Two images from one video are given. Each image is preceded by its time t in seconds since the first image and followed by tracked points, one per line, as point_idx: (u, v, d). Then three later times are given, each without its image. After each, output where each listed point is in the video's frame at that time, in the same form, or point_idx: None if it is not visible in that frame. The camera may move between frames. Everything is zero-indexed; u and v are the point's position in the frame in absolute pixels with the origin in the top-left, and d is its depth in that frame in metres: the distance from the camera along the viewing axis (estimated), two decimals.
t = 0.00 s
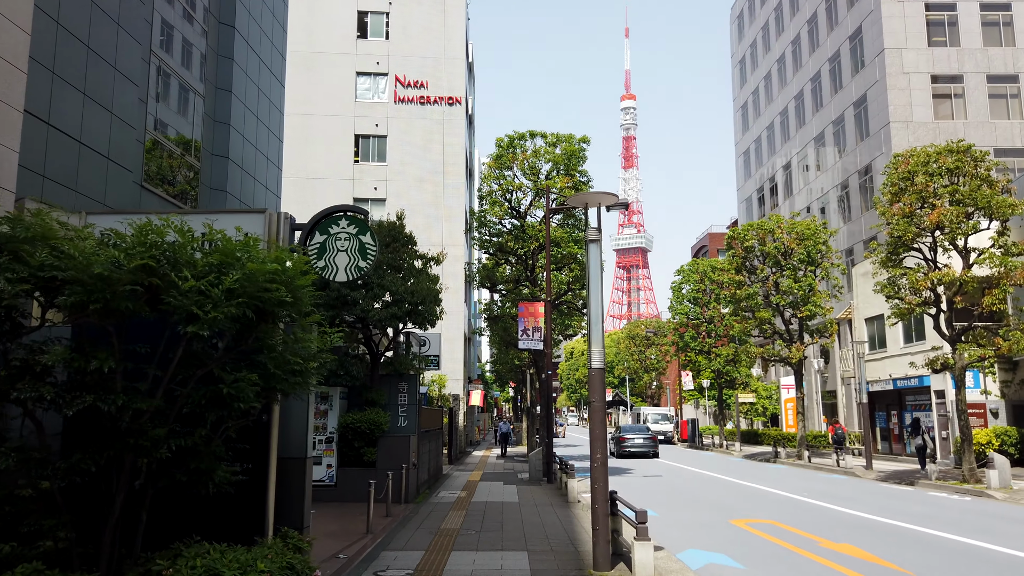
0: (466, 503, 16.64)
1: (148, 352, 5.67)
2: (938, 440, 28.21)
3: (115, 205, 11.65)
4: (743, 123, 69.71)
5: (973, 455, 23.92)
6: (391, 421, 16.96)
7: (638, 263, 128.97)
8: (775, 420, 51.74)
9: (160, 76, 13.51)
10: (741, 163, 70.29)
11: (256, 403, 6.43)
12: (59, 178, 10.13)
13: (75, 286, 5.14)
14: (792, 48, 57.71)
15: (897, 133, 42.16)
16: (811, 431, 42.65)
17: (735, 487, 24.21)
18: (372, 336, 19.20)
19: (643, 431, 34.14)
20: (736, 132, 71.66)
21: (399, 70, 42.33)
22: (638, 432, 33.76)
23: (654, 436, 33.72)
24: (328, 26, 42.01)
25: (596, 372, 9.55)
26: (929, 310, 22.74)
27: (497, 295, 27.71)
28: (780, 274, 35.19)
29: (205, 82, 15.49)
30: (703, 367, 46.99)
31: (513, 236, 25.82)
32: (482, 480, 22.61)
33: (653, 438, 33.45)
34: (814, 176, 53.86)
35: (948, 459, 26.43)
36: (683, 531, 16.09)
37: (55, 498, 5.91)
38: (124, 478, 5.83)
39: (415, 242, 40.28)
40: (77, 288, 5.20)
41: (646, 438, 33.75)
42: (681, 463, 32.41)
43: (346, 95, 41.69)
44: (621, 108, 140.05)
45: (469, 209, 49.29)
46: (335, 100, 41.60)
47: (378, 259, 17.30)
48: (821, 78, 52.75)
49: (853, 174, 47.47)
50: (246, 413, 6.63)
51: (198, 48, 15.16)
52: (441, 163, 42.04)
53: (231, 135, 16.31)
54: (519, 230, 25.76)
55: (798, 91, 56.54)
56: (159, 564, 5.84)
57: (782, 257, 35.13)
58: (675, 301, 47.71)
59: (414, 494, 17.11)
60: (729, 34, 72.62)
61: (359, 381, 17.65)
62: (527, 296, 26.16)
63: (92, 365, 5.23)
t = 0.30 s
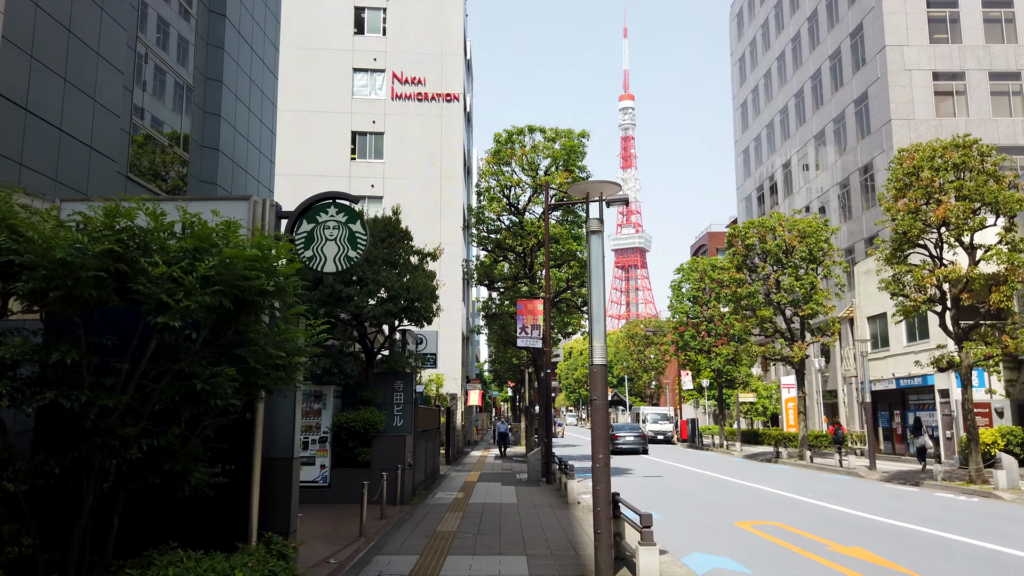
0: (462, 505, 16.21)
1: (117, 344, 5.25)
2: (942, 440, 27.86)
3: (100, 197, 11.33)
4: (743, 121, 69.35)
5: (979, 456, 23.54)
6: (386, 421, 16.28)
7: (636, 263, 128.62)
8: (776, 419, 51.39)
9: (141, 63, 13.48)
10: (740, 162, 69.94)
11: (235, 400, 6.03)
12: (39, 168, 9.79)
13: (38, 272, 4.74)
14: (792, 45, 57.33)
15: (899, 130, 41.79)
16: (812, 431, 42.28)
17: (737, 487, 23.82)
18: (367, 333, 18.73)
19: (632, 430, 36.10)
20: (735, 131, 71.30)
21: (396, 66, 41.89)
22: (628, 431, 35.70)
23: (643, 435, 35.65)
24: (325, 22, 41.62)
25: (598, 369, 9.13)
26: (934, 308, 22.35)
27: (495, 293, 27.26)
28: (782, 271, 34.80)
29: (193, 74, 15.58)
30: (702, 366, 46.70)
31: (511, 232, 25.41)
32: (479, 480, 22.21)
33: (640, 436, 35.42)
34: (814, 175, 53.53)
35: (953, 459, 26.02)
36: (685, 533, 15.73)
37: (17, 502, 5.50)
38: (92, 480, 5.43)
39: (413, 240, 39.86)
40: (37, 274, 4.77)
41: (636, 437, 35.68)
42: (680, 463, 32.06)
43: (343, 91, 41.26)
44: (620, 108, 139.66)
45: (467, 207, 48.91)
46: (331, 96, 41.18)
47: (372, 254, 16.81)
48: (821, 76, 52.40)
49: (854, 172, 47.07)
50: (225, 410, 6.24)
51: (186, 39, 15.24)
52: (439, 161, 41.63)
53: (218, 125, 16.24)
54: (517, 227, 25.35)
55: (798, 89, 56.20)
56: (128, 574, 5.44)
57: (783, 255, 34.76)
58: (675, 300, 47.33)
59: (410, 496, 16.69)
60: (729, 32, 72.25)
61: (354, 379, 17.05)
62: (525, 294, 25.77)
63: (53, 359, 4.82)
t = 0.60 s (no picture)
0: (461, 508, 15.79)
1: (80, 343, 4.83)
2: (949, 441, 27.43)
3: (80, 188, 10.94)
4: (744, 119, 68.90)
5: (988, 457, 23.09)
6: (382, 422, 16.17)
7: (636, 263, 128.19)
8: (778, 420, 50.97)
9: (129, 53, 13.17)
10: (741, 161, 69.52)
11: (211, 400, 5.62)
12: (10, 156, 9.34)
13: None
14: (794, 43, 56.92)
15: (903, 127, 41.36)
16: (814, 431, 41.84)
17: (740, 489, 23.40)
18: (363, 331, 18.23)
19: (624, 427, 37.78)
20: (736, 129, 70.87)
21: (395, 63, 41.44)
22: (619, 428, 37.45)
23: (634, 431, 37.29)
24: (323, 18, 41.22)
25: (601, 368, 8.69)
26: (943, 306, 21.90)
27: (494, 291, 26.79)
28: (785, 270, 34.35)
29: (183, 65, 15.35)
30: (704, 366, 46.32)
31: (510, 230, 24.98)
32: (478, 483, 21.78)
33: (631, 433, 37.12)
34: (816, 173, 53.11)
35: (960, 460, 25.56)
36: (691, 537, 15.34)
37: None
38: (54, 491, 5.00)
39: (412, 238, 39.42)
40: None
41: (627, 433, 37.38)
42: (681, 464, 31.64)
43: (341, 88, 40.83)
44: (620, 108, 139.21)
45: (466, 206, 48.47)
46: (329, 93, 40.72)
47: (366, 251, 16.35)
48: (824, 73, 51.97)
49: (856, 170, 46.64)
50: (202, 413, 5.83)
51: (177, 30, 15.01)
52: (438, 158, 41.20)
53: (208, 116, 15.94)
54: (517, 224, 24.94)
55: (800, 87, 55.77)
56: None
57: (787, 253, 34.30)
58: (676, 299, 46.86)
59: (407, 500, 16.16)
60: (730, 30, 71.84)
61: (348, 380, 16.21)
62: (525, 292, 25.33)
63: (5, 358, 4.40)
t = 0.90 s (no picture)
0: (456, 511, 15.36)
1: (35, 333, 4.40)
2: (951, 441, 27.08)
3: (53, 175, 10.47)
4: (742, 118, 68.53)
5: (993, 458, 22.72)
6: (375, 421, 15.69)
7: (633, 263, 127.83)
8: (776, 419, 50.59)
9: (111, 41, 12.94)
10: (740, 160, 69.16)
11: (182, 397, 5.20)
12: None
13: None
14: (793, 40, 56.56)
15: (903, 125, 41.03)
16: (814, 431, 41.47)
17: (741, 490, 23.00)
18: (356, 329, 17.71)
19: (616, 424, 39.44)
20: (735, 127, 70.50)
21: (391, 58, 40.97)
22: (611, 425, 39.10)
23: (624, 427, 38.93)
24: (318, 14, 40.76)
25: (602, 365, 8.27)
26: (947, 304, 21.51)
27: (491, 289, 26.34)
28: (785, 268, 33.96)
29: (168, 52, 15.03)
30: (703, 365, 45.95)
31: (508, 227, 24.57)
32: (474, 484, 21.37)
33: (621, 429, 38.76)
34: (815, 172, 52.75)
35: (964, 460, 25.20)
36: (694, 539, 14.92)
37: None
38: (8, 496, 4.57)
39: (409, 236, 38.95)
40: None
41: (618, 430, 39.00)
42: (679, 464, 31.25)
43: (336, 85, 40.36)
44: (618, 107, 138.83)
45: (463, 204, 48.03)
46: (324, 89, 40.25)
47: (359, 245, 15.82)
48: (823, 71, 51.60)
49: (856, 168, 46.30)
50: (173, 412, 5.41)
51: (161, 17, 14.69)
52: (435, 155, 40.74)
53: (196, 107, 15.66)
54: (514, 221, 24.52)
55: (799, 85, 55.42)
56: None
57: (787, 251, 33.91)
58: (675, 298, 46.42)
59: (401, 502, 15.79)
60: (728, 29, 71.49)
61: (341, 378, 15.79)
62: (522, 290, 24.89)
63: None
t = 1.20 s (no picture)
0: (448, 512, 14.94)
1: None
2: (952, 440, 26.76)
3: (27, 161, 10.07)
4: (739, 116, 68.17)
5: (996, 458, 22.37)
6: (366, 420, 15.26)
7: (629, 262, 127.58)
8: (773, 419, 50.25)
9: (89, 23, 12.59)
10: (736, 158, 68.77)
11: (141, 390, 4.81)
12: None
13: None
14: (790, 38, 56.27)
15: (901, 122, 40.70)
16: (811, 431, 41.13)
17: (739, 490, 22.61)
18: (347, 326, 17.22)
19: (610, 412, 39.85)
20: (731, 125, 70.15)
21: (385, 54, 40.52)
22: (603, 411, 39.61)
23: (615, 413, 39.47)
24: (311, 8, 40.32)
25: (599, 361, 7.85)
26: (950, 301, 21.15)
27: (486, 286, 25.90)
28: (784, 266, 33.58)
29: (150, 39, 14.63)
30: (699, 364, 45.59)
31: (503, 223, 24.16)
32: (468, 485, 20.95)
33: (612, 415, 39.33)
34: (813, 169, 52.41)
35: (964, 460, 24.86)
36: (694, 541, 14.49)
37: None
38: None
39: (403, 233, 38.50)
40: None
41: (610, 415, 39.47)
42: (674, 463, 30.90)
43: (330, 80, 39.89)
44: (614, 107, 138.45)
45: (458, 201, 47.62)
46: (317, 85, 39.79)
47: (349, 238, 15.33)
48: (821, 68, 51.29)
49: (854, 166, 45.98)
50: (134, 407, 5.00)
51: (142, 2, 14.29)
52: (429, 152, 40.30)
53: (180, 96, 15.25)
54: (509, 217, 24.11)
55: (796, 82, 55.12)
56: None
57: (785, 249, 33.55)
58: (672, 297, 46.01)
59: (391, 503, 15.38)
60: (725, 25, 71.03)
61: (330, 376, 15.34)
62: (518, 286, 24.49)
63: None
